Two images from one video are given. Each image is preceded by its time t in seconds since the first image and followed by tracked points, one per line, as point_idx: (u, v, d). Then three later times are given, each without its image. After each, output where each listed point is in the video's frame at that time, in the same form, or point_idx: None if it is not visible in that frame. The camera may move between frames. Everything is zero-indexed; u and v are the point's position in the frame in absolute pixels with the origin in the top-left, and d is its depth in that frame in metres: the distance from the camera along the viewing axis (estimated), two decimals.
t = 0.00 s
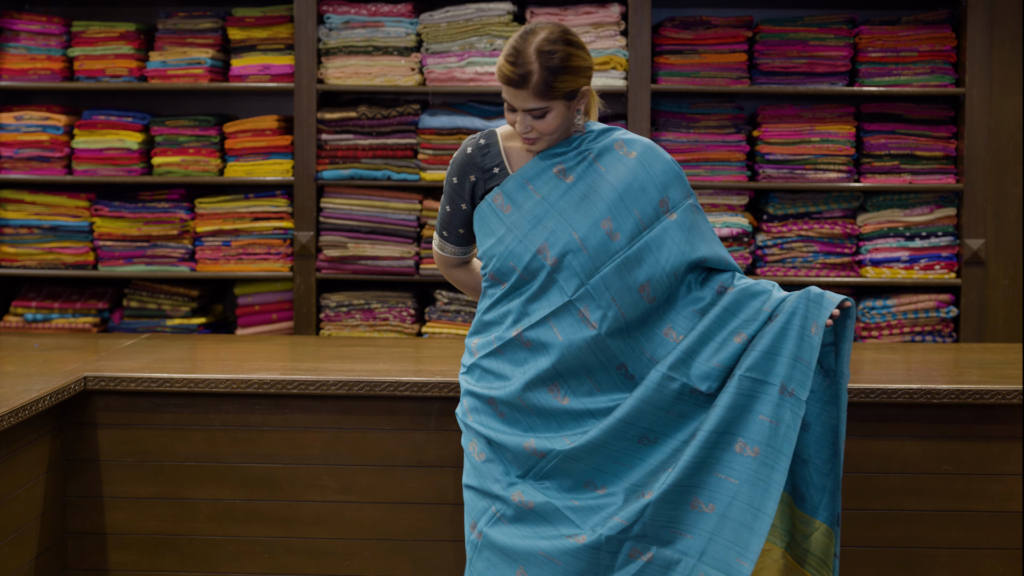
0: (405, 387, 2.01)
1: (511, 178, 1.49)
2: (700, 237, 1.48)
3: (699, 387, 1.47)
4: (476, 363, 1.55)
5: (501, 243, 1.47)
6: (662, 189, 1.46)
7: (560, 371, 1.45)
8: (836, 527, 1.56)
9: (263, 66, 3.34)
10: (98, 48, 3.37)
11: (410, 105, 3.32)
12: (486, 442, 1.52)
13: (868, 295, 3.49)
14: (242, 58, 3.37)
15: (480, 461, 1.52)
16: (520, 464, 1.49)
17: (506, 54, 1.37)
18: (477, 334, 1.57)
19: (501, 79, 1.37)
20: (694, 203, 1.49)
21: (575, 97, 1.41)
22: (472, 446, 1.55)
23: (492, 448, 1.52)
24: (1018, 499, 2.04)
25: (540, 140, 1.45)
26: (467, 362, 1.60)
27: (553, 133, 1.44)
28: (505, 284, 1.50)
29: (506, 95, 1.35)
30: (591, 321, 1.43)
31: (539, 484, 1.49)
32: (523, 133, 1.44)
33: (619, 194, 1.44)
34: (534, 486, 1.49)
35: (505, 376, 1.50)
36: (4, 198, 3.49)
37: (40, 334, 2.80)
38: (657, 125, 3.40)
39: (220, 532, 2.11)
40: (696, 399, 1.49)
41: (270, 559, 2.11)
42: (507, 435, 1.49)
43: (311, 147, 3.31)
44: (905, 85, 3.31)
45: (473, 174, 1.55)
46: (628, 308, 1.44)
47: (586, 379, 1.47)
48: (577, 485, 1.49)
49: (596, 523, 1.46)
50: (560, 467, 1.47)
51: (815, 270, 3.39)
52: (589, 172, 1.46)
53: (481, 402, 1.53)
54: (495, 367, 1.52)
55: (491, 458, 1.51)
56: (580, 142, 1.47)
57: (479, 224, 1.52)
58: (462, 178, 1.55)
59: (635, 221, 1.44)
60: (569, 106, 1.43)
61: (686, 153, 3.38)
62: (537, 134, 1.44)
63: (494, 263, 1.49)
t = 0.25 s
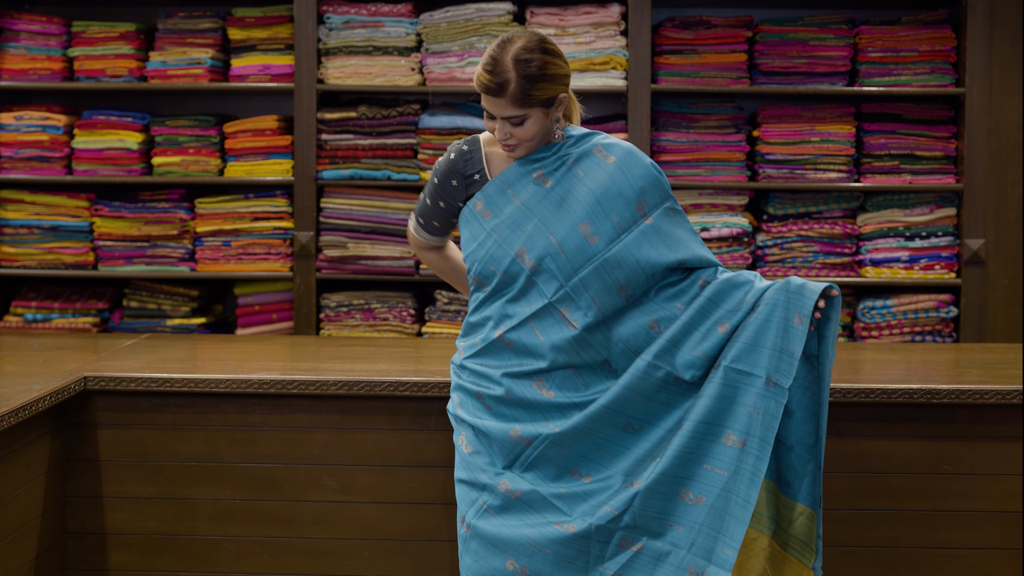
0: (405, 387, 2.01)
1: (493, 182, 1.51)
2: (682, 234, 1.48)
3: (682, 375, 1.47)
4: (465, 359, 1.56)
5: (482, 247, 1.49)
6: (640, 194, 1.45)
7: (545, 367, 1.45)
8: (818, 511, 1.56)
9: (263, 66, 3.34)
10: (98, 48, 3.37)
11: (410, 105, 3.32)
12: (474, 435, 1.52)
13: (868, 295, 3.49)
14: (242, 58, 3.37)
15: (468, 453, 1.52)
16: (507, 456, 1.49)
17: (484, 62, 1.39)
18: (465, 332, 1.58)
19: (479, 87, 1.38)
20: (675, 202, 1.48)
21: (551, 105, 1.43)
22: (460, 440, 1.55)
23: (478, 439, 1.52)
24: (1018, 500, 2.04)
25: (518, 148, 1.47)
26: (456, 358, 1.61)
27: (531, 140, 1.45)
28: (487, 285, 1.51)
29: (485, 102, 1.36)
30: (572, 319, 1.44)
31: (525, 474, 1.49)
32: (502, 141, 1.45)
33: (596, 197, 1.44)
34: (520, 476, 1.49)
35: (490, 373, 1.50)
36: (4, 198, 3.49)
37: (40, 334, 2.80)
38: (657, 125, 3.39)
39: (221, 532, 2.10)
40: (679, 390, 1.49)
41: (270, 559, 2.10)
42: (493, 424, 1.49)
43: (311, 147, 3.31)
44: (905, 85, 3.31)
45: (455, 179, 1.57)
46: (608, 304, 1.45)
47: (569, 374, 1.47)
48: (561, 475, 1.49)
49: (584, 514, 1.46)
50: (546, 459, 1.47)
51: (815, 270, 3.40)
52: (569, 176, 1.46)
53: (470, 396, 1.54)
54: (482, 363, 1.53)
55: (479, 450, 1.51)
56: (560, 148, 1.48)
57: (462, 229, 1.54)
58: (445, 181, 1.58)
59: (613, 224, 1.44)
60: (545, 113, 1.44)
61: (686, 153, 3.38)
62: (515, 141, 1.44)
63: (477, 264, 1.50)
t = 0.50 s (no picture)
0: (405, 387, 2.01)
1: (480, 174, 1.43)
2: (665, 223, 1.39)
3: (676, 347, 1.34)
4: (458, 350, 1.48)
5: (469, 238, 1.41)
6: (626, 185, 1.35)
7: (531, 354, 1.36)
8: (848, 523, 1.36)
9: (263, 66, 3.34)
10: (98, 48, 3.37)
11: (409, 105, 3.31)
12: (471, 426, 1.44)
13: (869, 295, 3.49)
14: (242, 58, 3.37)
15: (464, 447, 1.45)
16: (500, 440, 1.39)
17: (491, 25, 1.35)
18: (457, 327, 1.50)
19: (482, 47, 1.33)
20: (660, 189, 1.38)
21: (554, 75, 1.37)
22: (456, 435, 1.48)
23: (473, 433, 1.44)
24: (1018, 500, 2.04)
25: (519, 119, 1.37)
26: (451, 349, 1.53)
27: (532, 110, 1.36)
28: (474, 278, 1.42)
29: (488, 56, 1.31)
30: (560, 307, 1.34)
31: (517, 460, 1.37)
32: (499, 110, 1.36)
33: (581, 186, 1.35)
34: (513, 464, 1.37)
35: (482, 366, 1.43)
36: (4, 198, 3.49)
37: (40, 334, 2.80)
38: (657, 125, 3.39)
39: (221, 532, 2.10)
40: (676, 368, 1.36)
41: (270, 559, 2.10)
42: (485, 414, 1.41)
43: (311, 147, 3.31)
44: (905, 85, 3.31)
45: (444, 166, 1.50)
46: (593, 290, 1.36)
47: (560, 363, 1.36)
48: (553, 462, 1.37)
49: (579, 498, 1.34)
50: (537, 448, 1.36)
51: (815, 270, 3.39)
52: (554, 164, 1.38)
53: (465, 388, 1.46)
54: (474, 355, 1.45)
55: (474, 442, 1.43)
56: (547, 138, 1.39)
57: (450, 223, 1.46)
58: (432, 168, 1.51)
59: (598, 214, 1.34)
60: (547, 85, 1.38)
61: (686, 153, 3.38)
62: (515, 109, 1.36)
63: (464, 258, 1.42)
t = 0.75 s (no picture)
0: (405, 387, 2.01)
1: (484, 171, 1.44)
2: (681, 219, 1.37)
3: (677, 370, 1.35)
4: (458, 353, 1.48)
5: (474, 234, 1.40)
6: (631, 178, 1.37)
7: (531, 355, 1.37)
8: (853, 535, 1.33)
9: (263, 66, 3.34)
10: (98, 48, 3.37)
11: (410, 105, 3.31)
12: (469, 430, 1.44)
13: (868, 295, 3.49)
14: (242, 58, 3.37)
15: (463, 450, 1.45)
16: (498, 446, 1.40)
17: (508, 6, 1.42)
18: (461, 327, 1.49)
19: (501, 22, 1.39)
20: (668, 187, 1.39)
21: (567, 58, 1.43)
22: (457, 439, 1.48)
23: (472, 435, 1.44)
24: (1018, 500, 2.04)
25: (536, 90, 1.40)
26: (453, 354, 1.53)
27: (547, 83, 1.40)
28: (478, 274, 1.41)
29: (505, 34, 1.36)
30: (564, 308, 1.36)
31: (518, 465, 1.38)
32: (516, 81, 1.40)
33: (586, 179, 1.37)
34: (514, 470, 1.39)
35: (482, 366, 1.42)
36: (4, 198, 3.49)
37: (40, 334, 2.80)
38: (657, 125, 3.39)
39: (221, 532, 2.11)
40: (686, 386, 1.35)
41: (270, 559, 2.10)
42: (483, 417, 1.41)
43: (311, 147, 3.31)
44: (905, 85, 3.31)
45: (454, 166, 1.47)
46: (597, 291, 1.38)
47: (562, 365, 1.38)
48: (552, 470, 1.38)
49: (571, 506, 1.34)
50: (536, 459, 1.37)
51: (815, 270, 3.39)
52: (559, 160, 1.40)
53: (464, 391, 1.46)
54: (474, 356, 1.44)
55: (472, 444, 1.43)
56: (552, 133, 1.42)
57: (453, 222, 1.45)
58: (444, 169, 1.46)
59: (604, 206, 1.36)
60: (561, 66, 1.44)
61: (686, 153, 3.38)
62: (532, 81, 1.39)
63: (467, 255, 1.42)
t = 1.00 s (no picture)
0: (405, 387, 2.01)
1: (503, 174, 1.41)
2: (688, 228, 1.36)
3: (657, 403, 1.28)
4: (469, 354, 1.47)
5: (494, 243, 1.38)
6: (650, 188, 1.37)
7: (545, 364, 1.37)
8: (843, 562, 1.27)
9: (263, 66, 3.34)
10: (98, 48, 3.37)
11: (410, 105, 3.32)
12: (474, 432, 1.43)
13: (868, 295, 3.49)
14: (242, 58, 3.37)
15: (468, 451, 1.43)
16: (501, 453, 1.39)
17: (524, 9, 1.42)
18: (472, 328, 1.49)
19: (518, 23, 1.39)
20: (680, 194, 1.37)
21: (582, 61, 1.43)
22: (462, 437, 1.47)
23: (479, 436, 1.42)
24: (1017, 500, 2.04)
25: (553, 90, 1.39)
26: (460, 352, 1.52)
27: (564, 85, 1.40)
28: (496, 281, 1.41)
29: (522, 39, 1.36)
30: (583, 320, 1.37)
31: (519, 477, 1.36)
32: (534, 82, 1.39)
33: (607, 190, 1.36)
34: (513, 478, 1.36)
35: (493, 369, 1.41)
36: (4, 199, 3.49)
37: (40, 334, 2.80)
38: (657, 125, 3.39)
39: (221, 532, 2.10)
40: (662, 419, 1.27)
41: (270, 559, 2.10)
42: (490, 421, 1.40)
43: (311, 147, 3.31)
44: (905, 85, 3.31)
45: (480, 161, 1.43)
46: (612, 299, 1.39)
47: (575, 373, 1.37)
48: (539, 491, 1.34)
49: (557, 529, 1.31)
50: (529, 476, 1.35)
51: (815, 270, 3.39)
52: (577, 168, 1.38)
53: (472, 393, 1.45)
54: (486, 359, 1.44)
55: (474, 445, 1.43)
56: (569, 140, 1.41)
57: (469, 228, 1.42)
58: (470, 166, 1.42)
59: (625, 217, 1.36)
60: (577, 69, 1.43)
61: (686, 153, 3.38)
62: (549, 82, 1.39)
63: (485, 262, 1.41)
